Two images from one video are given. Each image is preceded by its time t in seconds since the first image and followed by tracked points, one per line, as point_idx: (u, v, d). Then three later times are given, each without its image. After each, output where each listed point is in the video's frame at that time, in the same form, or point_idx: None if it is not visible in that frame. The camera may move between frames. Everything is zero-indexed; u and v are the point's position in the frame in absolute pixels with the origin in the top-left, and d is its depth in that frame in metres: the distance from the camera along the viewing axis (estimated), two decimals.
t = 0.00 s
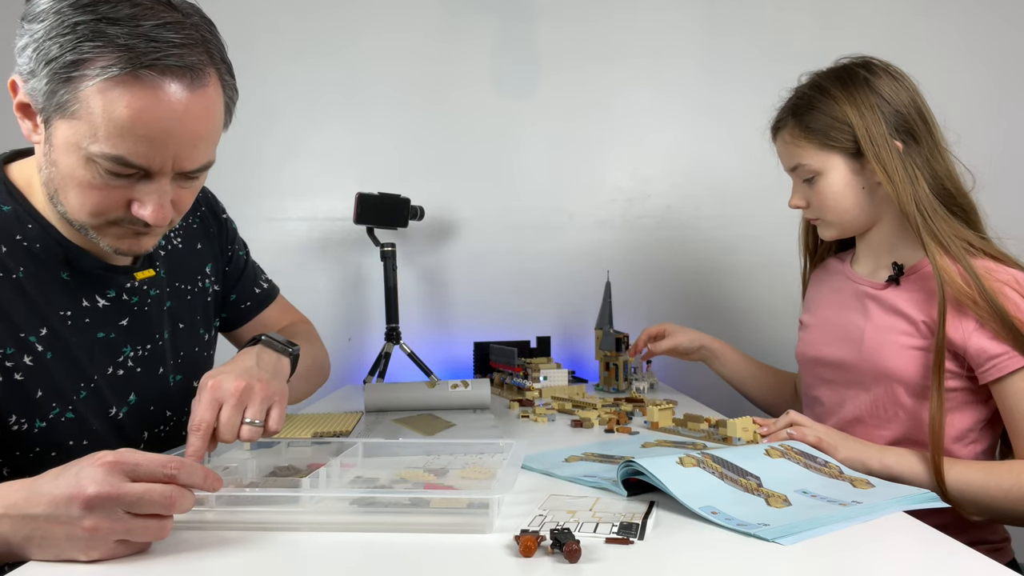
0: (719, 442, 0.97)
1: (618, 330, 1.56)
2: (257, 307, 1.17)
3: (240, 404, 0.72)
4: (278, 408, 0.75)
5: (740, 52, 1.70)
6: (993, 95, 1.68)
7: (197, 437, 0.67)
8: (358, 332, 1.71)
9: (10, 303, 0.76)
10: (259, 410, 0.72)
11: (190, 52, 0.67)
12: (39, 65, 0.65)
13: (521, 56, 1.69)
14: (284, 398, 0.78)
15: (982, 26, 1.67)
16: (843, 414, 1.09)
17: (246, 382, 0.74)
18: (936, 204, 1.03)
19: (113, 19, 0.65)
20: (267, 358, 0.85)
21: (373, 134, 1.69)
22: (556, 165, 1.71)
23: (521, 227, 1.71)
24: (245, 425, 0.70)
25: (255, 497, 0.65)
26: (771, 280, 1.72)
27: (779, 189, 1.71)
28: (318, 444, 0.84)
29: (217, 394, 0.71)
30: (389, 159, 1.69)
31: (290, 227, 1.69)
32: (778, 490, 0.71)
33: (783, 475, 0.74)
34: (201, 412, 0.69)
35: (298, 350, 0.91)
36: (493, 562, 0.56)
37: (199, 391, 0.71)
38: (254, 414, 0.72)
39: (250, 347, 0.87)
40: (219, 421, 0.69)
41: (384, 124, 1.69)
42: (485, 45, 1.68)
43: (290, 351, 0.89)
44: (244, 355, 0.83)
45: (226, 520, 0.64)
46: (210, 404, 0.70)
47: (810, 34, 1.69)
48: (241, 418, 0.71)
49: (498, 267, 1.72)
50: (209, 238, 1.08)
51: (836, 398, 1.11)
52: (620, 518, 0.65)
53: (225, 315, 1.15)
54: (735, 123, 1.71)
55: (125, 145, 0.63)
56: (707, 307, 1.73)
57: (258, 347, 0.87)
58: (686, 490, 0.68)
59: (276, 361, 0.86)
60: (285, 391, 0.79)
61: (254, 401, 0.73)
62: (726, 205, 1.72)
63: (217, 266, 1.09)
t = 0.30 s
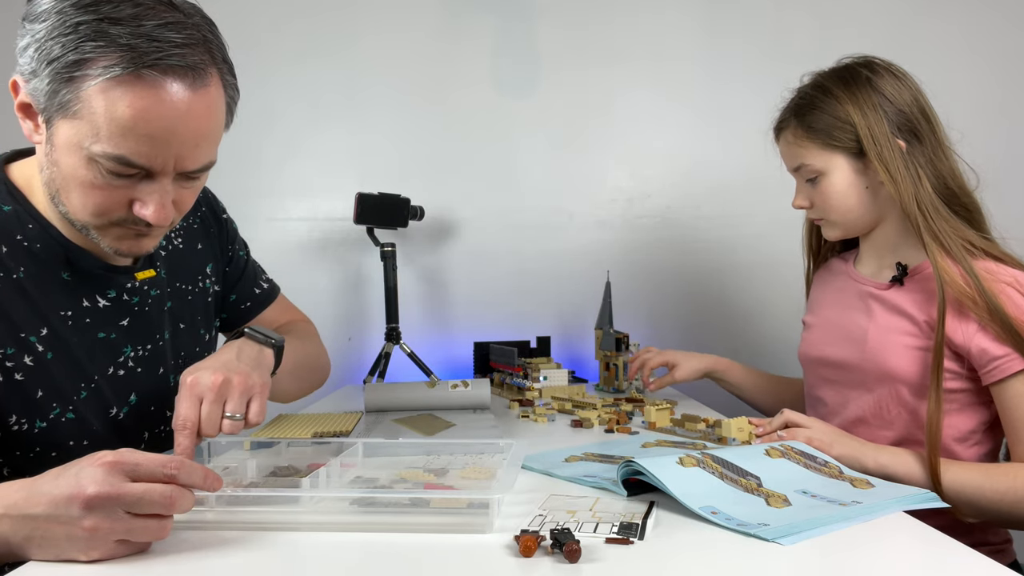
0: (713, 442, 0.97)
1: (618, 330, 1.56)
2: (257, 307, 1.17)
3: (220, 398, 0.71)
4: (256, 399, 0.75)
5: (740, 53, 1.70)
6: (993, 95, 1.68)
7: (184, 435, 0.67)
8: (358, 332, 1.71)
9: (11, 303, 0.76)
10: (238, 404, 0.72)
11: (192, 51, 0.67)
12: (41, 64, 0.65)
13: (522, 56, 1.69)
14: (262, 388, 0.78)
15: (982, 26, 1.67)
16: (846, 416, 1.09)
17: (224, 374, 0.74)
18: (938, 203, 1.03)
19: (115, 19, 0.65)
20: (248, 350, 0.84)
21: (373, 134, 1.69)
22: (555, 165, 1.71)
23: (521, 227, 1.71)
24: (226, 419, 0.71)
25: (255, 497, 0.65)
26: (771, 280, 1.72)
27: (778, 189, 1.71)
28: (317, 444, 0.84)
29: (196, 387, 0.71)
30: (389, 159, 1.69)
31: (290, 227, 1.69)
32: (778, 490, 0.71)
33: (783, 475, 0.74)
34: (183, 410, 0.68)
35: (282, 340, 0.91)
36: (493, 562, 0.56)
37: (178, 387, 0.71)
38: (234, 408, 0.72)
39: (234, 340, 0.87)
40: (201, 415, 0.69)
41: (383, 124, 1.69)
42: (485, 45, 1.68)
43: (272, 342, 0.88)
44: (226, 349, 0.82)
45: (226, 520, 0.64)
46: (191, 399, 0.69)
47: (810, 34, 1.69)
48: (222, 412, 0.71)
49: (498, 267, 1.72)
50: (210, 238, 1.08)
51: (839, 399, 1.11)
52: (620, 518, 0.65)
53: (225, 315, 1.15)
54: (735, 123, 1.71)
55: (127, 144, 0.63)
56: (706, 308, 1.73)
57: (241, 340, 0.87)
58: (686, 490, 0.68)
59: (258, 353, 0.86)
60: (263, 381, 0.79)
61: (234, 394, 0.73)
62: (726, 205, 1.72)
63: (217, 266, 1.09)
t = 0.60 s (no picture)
0: (711, 442, 0.97)
1: (618, 330, 1.56)
2: (257, 307, 1.17)
3: (225, 395, 0.71)
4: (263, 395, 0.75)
5: (740, 53, 1.70)
6: (993, 95, 1.68)
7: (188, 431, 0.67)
8: (358, 332, 1.71)
9: (11, 303, 0.76)
10: (244, 401, 0.72)
11: (191, 51, 0.67)
12: (41, 64, 0.65)
13: (522, 56, 1.69)
14: (269, 383, 0.78)
15: (982, 26, 1.67)
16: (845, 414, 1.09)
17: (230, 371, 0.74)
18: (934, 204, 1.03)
19: (114, 19, 0.65)
20: (252, 346, 0.84)
21: (372, 134, 1.69)
22: (555, 165, 1.71)
23: (521, 227, 1.71)
24: (231, 416, 0.71)
25: (254, 498, 0.65)
26: (771, 280, 1.72)
27: (778, 189, 1.71)
28: (318, 444, 0.83)
29: (202, 384, 0.71)
30: (388, 159, 1.69)
31: (290, 227, 1.69)
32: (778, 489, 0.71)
33: (783, 475, 0.74)
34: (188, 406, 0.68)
35: (286, 338, 0.90)
36: (493, 562, 0.56)
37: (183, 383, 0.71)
38: (240, 405, 0.72)
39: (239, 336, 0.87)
40: (205, 412, 0.69)
41: (383, 124, 1.69)
42: (485, 46, 1.68)
43: (276, 338, 0.88)
44: (230, 345, 0.82)
45: (226, 520, 0.64)
46: (195, 396, 0.69)
47: (810, 34, 1.69)
48: (227, 409, 0.71)
49: (498, 267, 1.72)
50: (210, 238, 1.08)
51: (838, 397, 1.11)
52: (620, 518, 0.65)
53: (225, 315, 1.15)
54: (735, 123, 1.71)
55: (127, 144, 0.63)
56: (706, 308, 1.73)
57: (247, 336, 0.87)
58: (686, 490, 0.68)
59: (262, 348, 0.86)
60: (269, 376, 0.79)
61: (240, 390, 0.73)
62: (726, 205, 1.72)
63: (217, 266, 1.09)
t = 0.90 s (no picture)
0: (700, 442, 0.96)
1: (618, 330, 1.56)
2: (257, 308, 1.17)
3: (241, 400, 0.72)
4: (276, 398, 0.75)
5: (741, 52, 1.69)
6: (993, 95, 1.68)
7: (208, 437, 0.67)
8: (358, 332, 1.71)
9: (10, 303, 0.76)
10: (260, 404, 0.72)
11: (191, 51, 0.67)
12: (40, 64, 0.65)
13: (522, 56, 1.69)
14: (282, 385, 0.78)
15: (981, 26, 1.67)
16: (836, 416, 1.09)
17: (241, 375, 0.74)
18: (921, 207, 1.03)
19: (114, 19, 0.65)
20: (259, 351, 0.85)
21: (372, 134, 1.69)
22: (555, 165, 1.71)
23: (521, 227, 1.71)
24: (249, 420, 0.71)
25: (254, 497, 0.65)
26: (771, 280, 1.72)
27: (778, 189, 1.71)
28: (317, 444, 0.83)
29: (216, 390, 0.71)
30: (388, 159, 1.69)
31: (290, 227, 1.69)
32: (776, 489, 0.71)
33: (783, 475, 0.74)
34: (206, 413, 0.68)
35: (290, 338, 0.90)
36: (493, 562, 0.56)
37: (198, 391, 0.71)
38: (256, 409, 0.72)
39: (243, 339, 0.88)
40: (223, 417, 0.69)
41: (382, 123, 1.69)
42: (485, 45, 1.68)
43: (282, 340, 0.88)
44: (238, 350, 0.82)
45: (226, 520, 0.64)
46: (213, 402, 0.70)
47: (810, 33, 1.69)
48: (244, 413, 0.71)
49: (498, 268, 1.72)
50: (210, 238, 1.08)
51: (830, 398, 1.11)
52: (620, 518, 0.65)
53: (225, 316, 1.15)
54: (735, 123, 1.71)
55: (126, 144, 0.63)
56: (706, 308, 1.73)
57: (251, 339, 0.87)
58: (685, 490, 0.68)
59: (268, 352, 0.86)
60: (281, 378, 0.79)
61: (254, 394, 0.73)
62: (726, 205, 1.72)
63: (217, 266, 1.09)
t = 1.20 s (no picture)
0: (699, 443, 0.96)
1: (618, 330, 1.56)
2: (255, 307, 1.17)
3: (229, 410, 0.71)
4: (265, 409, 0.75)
5: (740, 52, 1.69)
6: (993, 95, 1.68)
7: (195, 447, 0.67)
8: (358, 332, 1.71)
9: (11, 303, 0.76)
10: (249, 415, 0.72)
11: (194, 52, 0.67)
12: (44, 65, 0.65)
13: (522, 55, 1.69)
14: (271, 394, 0.77)
15: (981, 26, 1.67)
16: (834, 417, 1.09)
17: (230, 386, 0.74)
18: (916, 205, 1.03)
19: (117, 19, 0.65)
20: (247, 361, 0.84)
21: (373, 134, 1.69)
22: (555, 165, 1.71)
23: (521, 227, 1.71)
24: (238, 431, 0.70)
25: (254, 497, 0.65)
26: (772, 280, 1.72)
27: (778, 189, 1.71)
28: (317, 444, 0.83)
29: (204, 401, 0.70)
30: (388, 159, 1.69)
31: (290, 227, 1.69)
32: (775, 489, 0.71)
33: (782, 475, 0.74)
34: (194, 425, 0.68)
35: (280, 347, 0.89)
36: (493, 561, 0.56)
37: (185, 404, 0.70)
38: (245, 419, 0.71)
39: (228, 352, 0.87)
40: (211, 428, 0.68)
41: (382, 124, 1.69)
42: (485, 45, 1.68)
43: (270, 350, 0.87)
44: (223, 361, 0.81)
45: (226, 520, 0.64)
46: (199, 416, 0.69)
47: (809, 33, 1.69)
48: (233, 424, 0.70)
49: (498, 267, 1.72)
50: (209, 238, 1.08)
51: (827, 399, 1.11)
52: (620, 518, 0.66)
53: (222, 316, 1.15)
54: (734, 122, 1.71)
55: (128, 144, 0.63)
56: (707, 308, 1.73)
57: (237, 351, 0.86)
58: (685, 490, 0.68)
59: (255, 362, 0.85)
60: (271, 387, 0.79)
61: (242, 405, 0.73)
62: (726, 205, 1.72)
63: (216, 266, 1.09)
